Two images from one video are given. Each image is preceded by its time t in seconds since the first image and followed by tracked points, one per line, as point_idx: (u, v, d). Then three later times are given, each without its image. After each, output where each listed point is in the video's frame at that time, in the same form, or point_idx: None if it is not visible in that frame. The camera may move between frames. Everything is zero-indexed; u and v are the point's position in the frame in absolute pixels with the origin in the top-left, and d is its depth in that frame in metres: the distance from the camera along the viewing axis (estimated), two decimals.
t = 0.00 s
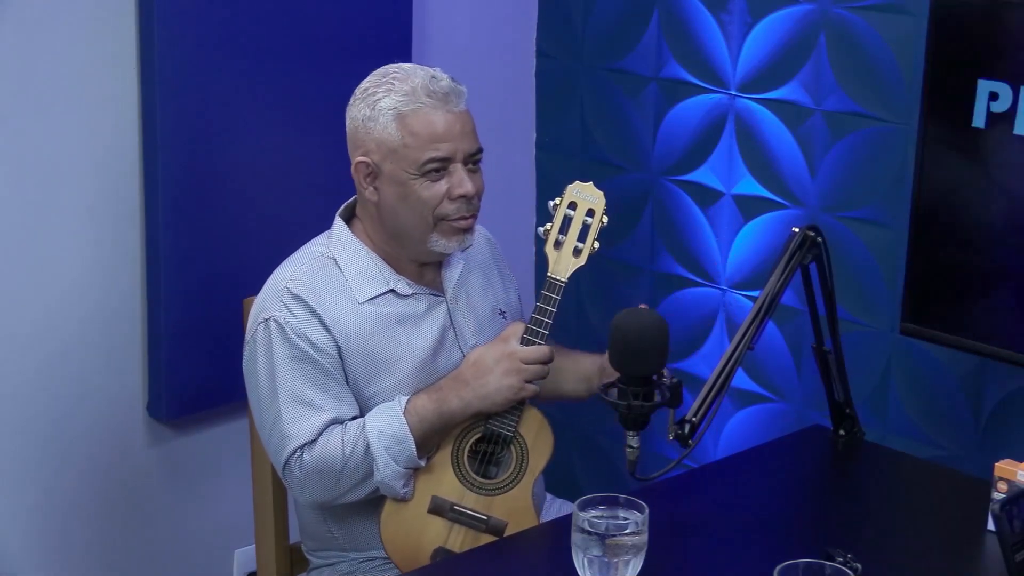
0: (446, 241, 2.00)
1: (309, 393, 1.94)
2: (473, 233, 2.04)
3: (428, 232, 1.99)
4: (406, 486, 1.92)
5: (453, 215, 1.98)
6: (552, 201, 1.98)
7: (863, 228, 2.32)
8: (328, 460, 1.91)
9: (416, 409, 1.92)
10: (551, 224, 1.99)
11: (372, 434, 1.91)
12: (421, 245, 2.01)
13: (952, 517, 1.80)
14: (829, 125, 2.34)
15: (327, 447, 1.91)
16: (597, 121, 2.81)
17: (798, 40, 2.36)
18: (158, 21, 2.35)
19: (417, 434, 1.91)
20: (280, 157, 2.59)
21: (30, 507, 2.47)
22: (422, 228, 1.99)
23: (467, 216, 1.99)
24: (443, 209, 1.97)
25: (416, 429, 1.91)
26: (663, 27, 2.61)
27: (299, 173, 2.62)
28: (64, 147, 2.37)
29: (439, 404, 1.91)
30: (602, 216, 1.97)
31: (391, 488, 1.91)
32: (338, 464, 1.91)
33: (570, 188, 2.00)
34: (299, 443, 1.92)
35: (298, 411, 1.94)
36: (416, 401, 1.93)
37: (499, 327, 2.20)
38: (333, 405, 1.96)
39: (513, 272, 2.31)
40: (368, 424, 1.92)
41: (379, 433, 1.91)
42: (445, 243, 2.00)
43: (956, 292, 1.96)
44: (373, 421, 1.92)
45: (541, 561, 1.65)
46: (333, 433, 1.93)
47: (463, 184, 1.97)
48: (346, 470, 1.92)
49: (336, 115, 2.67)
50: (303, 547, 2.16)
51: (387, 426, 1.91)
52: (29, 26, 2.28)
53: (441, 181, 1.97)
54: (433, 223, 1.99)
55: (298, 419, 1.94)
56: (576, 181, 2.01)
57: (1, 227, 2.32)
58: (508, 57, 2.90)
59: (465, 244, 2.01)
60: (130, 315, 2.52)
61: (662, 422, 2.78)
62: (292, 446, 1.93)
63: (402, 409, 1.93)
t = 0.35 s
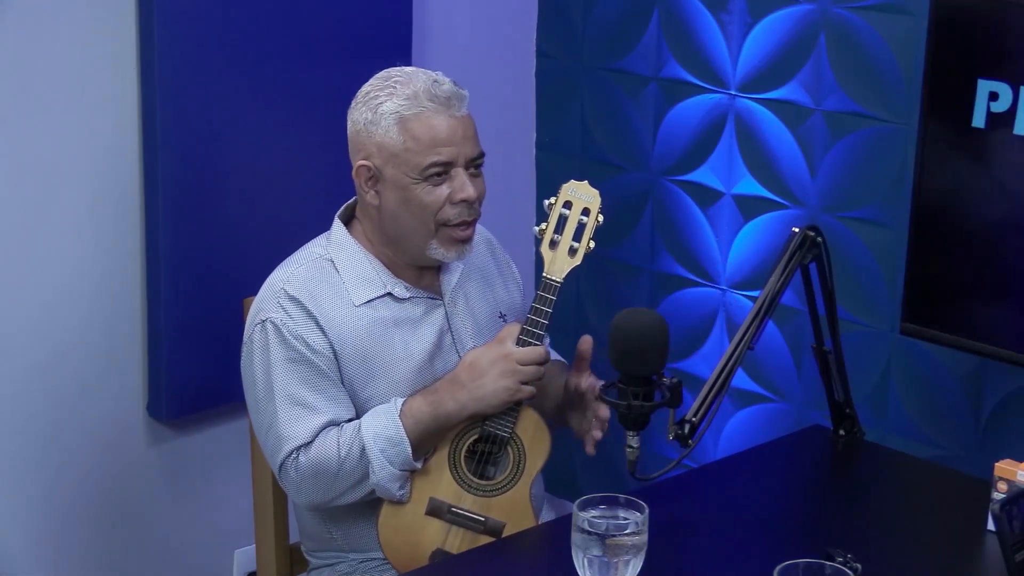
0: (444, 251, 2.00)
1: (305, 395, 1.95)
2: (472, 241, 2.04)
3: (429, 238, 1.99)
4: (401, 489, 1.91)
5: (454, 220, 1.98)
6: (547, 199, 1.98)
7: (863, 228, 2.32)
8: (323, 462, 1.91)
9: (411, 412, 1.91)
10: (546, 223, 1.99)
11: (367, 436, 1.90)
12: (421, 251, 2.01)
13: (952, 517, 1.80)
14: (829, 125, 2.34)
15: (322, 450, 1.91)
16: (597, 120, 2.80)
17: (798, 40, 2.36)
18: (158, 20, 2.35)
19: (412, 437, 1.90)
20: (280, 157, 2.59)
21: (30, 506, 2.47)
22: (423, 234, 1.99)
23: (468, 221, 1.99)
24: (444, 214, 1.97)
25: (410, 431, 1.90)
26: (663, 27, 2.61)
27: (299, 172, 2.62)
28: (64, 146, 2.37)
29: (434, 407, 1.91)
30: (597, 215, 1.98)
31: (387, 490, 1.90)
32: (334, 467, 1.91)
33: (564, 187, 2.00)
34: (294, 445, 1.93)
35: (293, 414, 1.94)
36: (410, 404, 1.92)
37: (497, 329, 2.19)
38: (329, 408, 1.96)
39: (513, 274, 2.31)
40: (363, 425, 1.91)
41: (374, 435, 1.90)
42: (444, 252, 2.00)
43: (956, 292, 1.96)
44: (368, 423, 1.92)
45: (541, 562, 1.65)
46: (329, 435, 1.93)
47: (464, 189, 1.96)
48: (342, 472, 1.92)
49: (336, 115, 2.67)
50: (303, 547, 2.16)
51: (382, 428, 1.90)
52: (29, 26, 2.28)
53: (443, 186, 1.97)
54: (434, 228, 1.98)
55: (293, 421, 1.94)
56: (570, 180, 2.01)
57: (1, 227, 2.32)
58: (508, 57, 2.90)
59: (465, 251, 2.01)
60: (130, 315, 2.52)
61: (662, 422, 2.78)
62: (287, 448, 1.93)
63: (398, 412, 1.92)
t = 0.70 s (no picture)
0: (442, 248, 2.00)
1: (303, 396, 1.95)
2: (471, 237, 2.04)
3: (427, 236, 1.99)
4: (393, 495, 1.91)
5: (451, 218, 1.98)
6: (540, 199, 1.99)
7: (863, 228, 2.32)
8: (316, 465, 1.91)
9: (402, 419, 1.90)
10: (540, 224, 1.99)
11: (358, 442, 1.90)
12: (420, 249, 2.01)
13: (952, 517, 1.80)
14: (829, 125, 2.34)
15: (315, 453, 1.91)
16: (597, 120, 2.80)
17: (798, 40, 2.36)
18: (159, 21, 2.35)
19: (403, 443, 1.89)
20: (280, 157, 2.59)
21: (31, 506, 2.47)
22: (421, 232, 1.99)
23: (466, 219, 1.99)
24: (442, 212, 1.97)
25: (400, 437, 1.89)
26: (663, 27, 2.61)
27: (299, 173, 2.62)
28: (64, 146, 2.36)
29: (426, 414, 1.90)
30: (590, 212, 1.97)
31: (378, 496, 1.90)
32: (325, 470, 1.91)
33: (557, 186, 2.00)
34: (288, 447, 1.93)
35: (290, 415, 1.95)
36: (402, 409, 1.91)
37: (497, 329, 2.19)
38: (327, 410, 1.96)
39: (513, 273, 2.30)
40: (355, 431, 1.91)
41: (365, 441, 1.90)
42: (442, 249, 2.00)
43: (956, 293, 1.96)
44: (360, 428, 1.91)
45: (541, 562, 1.65)
46: (322, 438, 1.93)
47: (462, 186, 1.96)
48: (334, 476, 1.92)
49: (336, 115, 2.67)
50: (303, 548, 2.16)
51: (373, 434, 1.90)
52: (29, 26, 2.28)
53: (440, 184, 1.97)
54: (431, 226, 1.98)
55: (290, 423, 1.94)
56: (564, 179, 2.01)
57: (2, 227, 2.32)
58: (508, 57, 2.90)
59: (463, 248, 2.01)
60: (130, 315, 2.52)
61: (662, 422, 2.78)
62: (282, 449, 1.94)
63: (389, 417, 1.91)
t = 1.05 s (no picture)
0: (449, 248, 2.00)
1: (313, 392, 1.94)
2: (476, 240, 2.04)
3: (433, 237, 1.99)
4: (409, 488, 1.91)
5: (458, 220, 1.98)
6: (570, 206, 1.97)
7: (863, 228, 2.32)
8: (332, 459, 1.90)
9: (421, 412, 1.91)
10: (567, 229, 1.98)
11: (376, 435, 1.90)
12: (425, 250, 2.01)
13: (952, 517, 1.80)
14: (829, 125, 2.34)
15: (331, 446, 1.91)
16: (597, 120, 2.80)
17: (798, 40, 2.36)
18: (158, 21, 2.35)
19: (422, 437, 1.90)
20: (280, 156, 2.58)
21: (31, 507, 2.47)
22: (427, 233, 1.99)
23: (473, 221, 1.99)
24: (449, 214, 1.97)
25: (421, 432, 1.90)
26: (663, 27, 2.61)
27: (299, 173, 2.63)
28: (64, 147, 2.36)
29: (445, 408, 1.91)
30: (619, 223, 1.96)
31: (394, 489, 1.90)
32: (342, 463, 1.90)
33: (588, 193, 1.98)
34: (303, 441, 1.92)
35: (302, 410, 1.94)
36: (421, 403, 1.92)
37: (499, 331, 2.20)
38: (337, 404, 1.96)
39: (514, 276, 2.31)
40: (373, 424, 1.91)
41: (384, 433, 1.90)
42: (449, 249, 2.00)
43: (956, 292, 1.95)
44: (378, 421, 1.92)
45: (540, 562, 1.65)
46: (338, 432, 1.92)
47: (468, 189, 1.96)
48: (350, 470, 1.91)
49: (336, 114, 2.67)
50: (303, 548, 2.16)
51: (392, 427, 1.90)
52: (28, 26, 2.28)
53: (448, 186, 1.97)
54: (438, 228, 1.99)
55: (302, 418, 1.93)
56: (595, 187, 1.99)
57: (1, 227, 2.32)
58: (507, 57, 2.90)
59: (469, 250, 2.02)
60: (130, 315, 2.52)
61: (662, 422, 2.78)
62: (296, 443, 1.92)
63: (408, 412, 1.92)
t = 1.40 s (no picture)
0: (447, 249, 2.00)
1: (314, 392, 1.94)
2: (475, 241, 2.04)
3: (431, 238, 1.99)
4: (412, 486, 1.91)
5: (456, 220, 1.98)
6: (567, 205, 1.99)
7: (863, 228, 2.32)
8: (335, 458, 1.90)
9: (423, 409, 1.91)
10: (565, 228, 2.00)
11: (380, 433, 1.90)
12: (422, 250, 2.01)
13: (952, 517, 1.80)
14: (829, 125, 2.34)
15: (334, 445, 1.91)
16: (597, 120, 2.80)
17: (798, 40, 2.36)
18: (158, 21, 2.35)
19: (424, 433, 1.90)
20: (280, 156, 2.58)
21: (30, 507, 2.47)
22: (425, 233, 1.99)
23: (470, 222, 2.00)
24: (447, 215, 1.97)
25: (423, 427, 1.90)
26: (663, 27, 2.61)
27: (300, 173, 2.63)
28: (64, 147, 2.36)
29: (448, 404, 1.91)
30: (616, 222, 1.97)
31: (397, 487, 1.90)
32: (345, 463, 1.90)
33: (585, 193, 1.99)
34: (306, 440, 1.92)
35: (304, 409, 1.93)
36: (422, 400, 1.92)
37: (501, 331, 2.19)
38: (338, 404, 1.96)
39: (515, 276, 2.30)
40: (376, 421, 1.91)
41: (387, 431, 1.90)
42: (447, 251, 2.00)
43: (955, 292, 1.95)
44: (381, 419, 1.92)
45: (540, 561, 1.65)
46: (340, 431, 1.92)
47: (466, 190, 1.96)
48: (353, 468, 1.91)
49: (336, 114, 2.67)
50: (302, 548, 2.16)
51: (395, 424, 1.90)
52: (28, 27, 2.28)
53: (446, 187, 1.97)
54: (436, 228, 1.99)
55: (304, 417, 1.93)
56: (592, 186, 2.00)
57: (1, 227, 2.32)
58: (507, 57, 2.90)
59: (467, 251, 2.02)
60: (130, 315, 2.52)
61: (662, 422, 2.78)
62: (298, 443, 1.92)
63: (410, 408, 1.92)
